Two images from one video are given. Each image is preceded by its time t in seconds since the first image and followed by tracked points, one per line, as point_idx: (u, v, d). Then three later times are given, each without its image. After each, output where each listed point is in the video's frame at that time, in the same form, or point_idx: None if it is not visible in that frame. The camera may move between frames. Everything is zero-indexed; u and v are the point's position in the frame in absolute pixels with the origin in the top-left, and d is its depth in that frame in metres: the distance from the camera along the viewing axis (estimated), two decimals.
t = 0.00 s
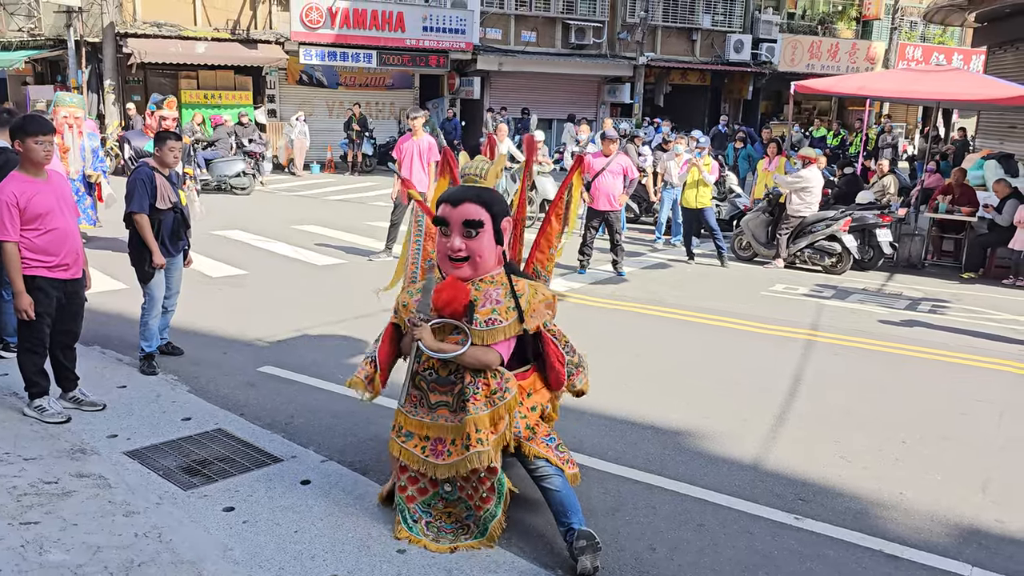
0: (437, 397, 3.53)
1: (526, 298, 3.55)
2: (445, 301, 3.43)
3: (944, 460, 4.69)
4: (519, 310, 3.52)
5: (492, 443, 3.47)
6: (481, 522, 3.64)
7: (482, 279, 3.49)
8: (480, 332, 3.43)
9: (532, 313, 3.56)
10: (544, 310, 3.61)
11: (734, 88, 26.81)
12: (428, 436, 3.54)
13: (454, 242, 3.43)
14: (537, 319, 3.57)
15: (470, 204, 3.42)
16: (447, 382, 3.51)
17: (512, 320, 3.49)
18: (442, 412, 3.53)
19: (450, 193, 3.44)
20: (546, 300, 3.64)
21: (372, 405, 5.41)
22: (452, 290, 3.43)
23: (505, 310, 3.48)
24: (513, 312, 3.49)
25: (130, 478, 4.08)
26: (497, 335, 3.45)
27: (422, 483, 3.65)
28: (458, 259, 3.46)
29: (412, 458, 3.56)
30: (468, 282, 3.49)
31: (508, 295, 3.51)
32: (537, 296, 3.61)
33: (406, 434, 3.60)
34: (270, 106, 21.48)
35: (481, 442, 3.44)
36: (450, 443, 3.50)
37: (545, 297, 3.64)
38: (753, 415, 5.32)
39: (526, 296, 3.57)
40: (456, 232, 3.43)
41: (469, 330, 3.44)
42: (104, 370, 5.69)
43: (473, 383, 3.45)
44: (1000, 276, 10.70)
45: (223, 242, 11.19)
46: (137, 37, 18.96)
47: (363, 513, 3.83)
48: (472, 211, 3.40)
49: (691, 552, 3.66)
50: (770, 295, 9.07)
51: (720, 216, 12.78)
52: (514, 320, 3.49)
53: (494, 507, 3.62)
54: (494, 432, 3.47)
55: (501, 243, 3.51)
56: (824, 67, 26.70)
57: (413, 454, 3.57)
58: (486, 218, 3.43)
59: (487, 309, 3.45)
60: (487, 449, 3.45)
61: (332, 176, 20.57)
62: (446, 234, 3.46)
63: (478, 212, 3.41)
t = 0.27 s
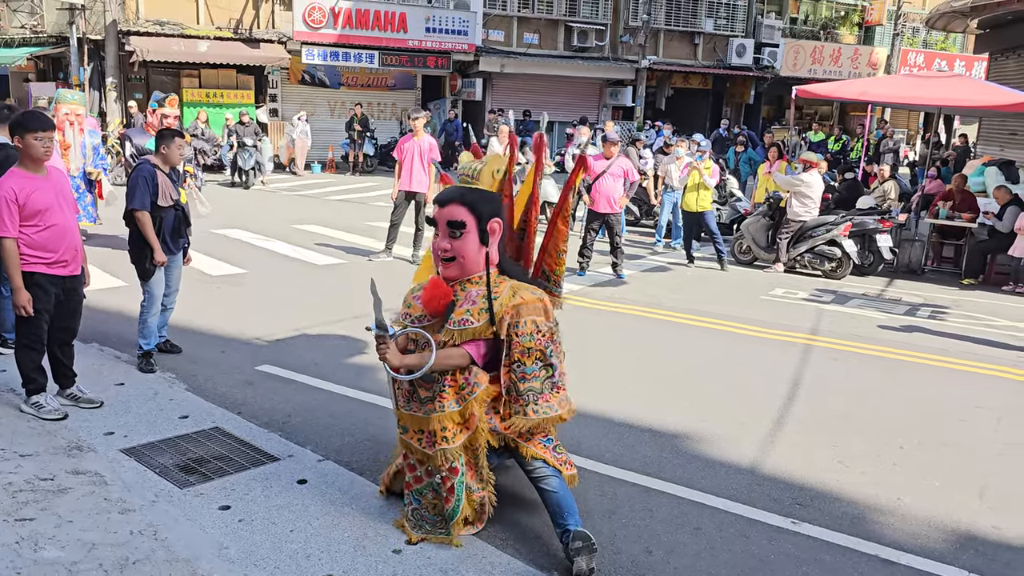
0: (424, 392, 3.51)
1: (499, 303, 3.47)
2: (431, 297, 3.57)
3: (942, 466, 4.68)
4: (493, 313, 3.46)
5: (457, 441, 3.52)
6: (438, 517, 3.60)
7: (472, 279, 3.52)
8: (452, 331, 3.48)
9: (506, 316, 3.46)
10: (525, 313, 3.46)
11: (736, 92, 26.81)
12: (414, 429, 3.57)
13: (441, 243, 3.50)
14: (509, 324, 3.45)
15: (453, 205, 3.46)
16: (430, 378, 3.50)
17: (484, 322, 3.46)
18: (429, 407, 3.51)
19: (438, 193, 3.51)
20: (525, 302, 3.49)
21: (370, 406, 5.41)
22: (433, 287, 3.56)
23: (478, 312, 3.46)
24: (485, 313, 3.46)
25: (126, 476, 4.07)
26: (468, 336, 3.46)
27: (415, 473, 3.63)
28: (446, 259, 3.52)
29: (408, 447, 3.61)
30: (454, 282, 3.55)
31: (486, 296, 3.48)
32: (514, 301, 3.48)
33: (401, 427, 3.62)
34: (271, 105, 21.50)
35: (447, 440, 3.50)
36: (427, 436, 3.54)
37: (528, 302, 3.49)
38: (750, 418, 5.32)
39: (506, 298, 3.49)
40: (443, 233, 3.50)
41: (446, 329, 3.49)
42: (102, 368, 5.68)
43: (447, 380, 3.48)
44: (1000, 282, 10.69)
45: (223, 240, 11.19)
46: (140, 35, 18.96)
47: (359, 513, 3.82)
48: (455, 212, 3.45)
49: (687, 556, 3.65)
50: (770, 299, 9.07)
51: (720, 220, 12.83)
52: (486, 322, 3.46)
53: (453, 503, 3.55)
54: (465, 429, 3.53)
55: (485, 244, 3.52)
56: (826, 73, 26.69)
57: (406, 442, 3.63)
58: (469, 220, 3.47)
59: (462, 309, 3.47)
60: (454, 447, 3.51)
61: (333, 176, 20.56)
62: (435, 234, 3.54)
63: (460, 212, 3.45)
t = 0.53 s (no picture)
0: (417, 387, 3.59)
1: (490, 301, 3.46)
2: (430, 294, 3.65)
3: (943, 472, 4.67)
4: (481, 312, 3.46)
5: (438, 438, 3.54)
6: (406, 510, 3.64)
7: (471, 277, 3.54)
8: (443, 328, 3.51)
9: (496, 314, 3.45)
10: (515, 314, 3.43)
11: (740, 95, 26.82)
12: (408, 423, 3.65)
13: (443, 239, 3.53)
14: (498, 325, 3.44)
15: (456, 202, 3.49)
16: (421, 373, 3.57)
17: (473, 319, 3.47)
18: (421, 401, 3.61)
19: (445, 190, 3.55)
20: (518, 304, 3.46)
21: (370, 406, 5.40)
22: (432, 283, 3.66)
23: (468, 309, 3.48)
24: (475, 312, 3.47)
25: (126, 473, 4.07)
26: (457, 334, 3.48)
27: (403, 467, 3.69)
28: (446, 256, 3.55)
29: (399, 443, 3.69)
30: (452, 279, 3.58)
31: (478, 296, 3.49)
32: (506, 302, 3.46)
33: (394, 421, 3.70)
34: (275, 104, 21.48)
35: (428, 435, 3.52)
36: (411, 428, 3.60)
37: (520, 304, 3.47)
38: (752, 422, 5.31)
39: (497, 297, 3.47)
40: (445, 230, 3.53)
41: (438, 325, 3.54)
42: (103, 365, 5.68)
43: (436, 376, 3.52)
44: (1002, 288, 10.66)
45: (225, 239, 11.20)
46: (144, 33, 19.01)
47: (359, 514, 3.81)
48: (458, 209, 3.48)
49: (687, 559, 3.65)
50: (772, 302, 9.06)
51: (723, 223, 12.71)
52: (475, 321, 3.47)
53: (418, 496, 3.58)
54: (451, 427, 3.55)
55: (486, 243, 3.52)
56: (830, 77, 26.68)
57: (397, 438, 3.70)
58: (470, 218, 3.48)
59: (454, 305, 3.50)
60: (433, 443, 3.53)
61: (336, 176, 20.57)
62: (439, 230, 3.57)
63: (462, 210, 3.47)
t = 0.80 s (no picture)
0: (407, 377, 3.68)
1: (465, 306, 3.44)
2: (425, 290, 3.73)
3: (947, 476, 4.66)
4: (456, 315, 3.46)
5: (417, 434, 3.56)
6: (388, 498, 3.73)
7: (460, 276, 3.58)
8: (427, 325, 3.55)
9: (471, 319, 3.41)
10: (494, 320, 3.40)
11: (745, 97, 26.82)
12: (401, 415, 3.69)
13: (440, 238, 3.62)
14: (473, 332, 3.41)
15: (452, 203, 3.56)
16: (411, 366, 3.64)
17: (449, 320, 3.47)
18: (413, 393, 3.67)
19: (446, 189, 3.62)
20: (498, 309, 3.42)
21: (373, 405, 5.40)
22: (429, 279, 3.74)
23: (444, 312, 3.49)
24: (451, 314, 3.48)
25: (129, 470, 4.07)
26: (435, 334, 3.50)
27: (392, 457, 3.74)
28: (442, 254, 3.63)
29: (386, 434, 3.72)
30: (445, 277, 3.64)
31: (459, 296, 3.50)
32: (480, 307, 3.41)
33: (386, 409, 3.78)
34: (280, 104, 21.49)
35: (408, 431, 3.55)
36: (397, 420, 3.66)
37: (495, 310, 3.41)
38: (755, 424, 5.30)
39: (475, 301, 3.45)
40: (441, 230, 3.62)
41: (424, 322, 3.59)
42: (107, 362, 5.69)
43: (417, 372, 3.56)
44: (1007, 293, 10.65)
45: (229, 237, 11.21)
46: (150, 31, 19.06)
47: (361, 513, 3.80)
48: (451, 211, 3.56)
49: (689, 561, 3.64)
50: (775, 305, 9.05)
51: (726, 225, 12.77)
52: (452, 323, 3.47)
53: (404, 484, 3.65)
54: (429, 424, 3.58)
55: (478, 245, 3.53)
56: (835, 80, 26.61)
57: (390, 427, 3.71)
58: (462, 219, 3.54)
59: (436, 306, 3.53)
60: (415, 438, 3.55)
61: (340, 175, 20.59)
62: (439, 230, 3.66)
63: (456, 211, 3.54)
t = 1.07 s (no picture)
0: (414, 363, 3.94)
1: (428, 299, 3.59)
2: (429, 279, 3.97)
3: (954, 480, 4.64)
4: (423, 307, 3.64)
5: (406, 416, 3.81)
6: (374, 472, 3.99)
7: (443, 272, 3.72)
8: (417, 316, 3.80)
9: (428, 312, 3.56)
10: (443, 315, 3.47)
11: (752, 99, 26.77)
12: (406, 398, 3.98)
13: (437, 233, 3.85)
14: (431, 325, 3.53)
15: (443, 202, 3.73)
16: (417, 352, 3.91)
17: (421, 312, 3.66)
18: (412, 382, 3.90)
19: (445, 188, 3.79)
20: (451, 304, 3.48)
21: (378, 404, 5.40)
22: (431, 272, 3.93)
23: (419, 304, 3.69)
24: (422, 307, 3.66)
25: (135, 469, 4.07)
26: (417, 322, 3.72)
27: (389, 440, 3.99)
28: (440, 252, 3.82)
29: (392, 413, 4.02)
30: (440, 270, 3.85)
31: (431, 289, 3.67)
32: (438, 299, 3.52)
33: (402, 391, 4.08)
34: (287, 103, 21.58)
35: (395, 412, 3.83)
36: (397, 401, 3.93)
37: (449, 304, 3.47)
38: (761, 427, 5.28)
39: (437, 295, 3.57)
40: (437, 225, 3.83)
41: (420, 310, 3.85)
42: (113, 360, 5.70)
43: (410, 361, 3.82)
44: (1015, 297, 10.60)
45: (236, 236, 11.24)
46: (159, 30, 19.13)
47: (366, 513, 3.80)
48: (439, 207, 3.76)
49: (695, 563, 3.62)
50: (782, 307, 9.02)
51: (733, 227, 12.75)
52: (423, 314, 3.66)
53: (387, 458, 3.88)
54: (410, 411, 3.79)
55: (456, 242, 3.64)
56: (843, 82, 26.49)
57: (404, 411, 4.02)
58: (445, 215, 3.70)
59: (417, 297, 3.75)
60: (398, 421, 3.83)
61: (347, 175, 20.62)
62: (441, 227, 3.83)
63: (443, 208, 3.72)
